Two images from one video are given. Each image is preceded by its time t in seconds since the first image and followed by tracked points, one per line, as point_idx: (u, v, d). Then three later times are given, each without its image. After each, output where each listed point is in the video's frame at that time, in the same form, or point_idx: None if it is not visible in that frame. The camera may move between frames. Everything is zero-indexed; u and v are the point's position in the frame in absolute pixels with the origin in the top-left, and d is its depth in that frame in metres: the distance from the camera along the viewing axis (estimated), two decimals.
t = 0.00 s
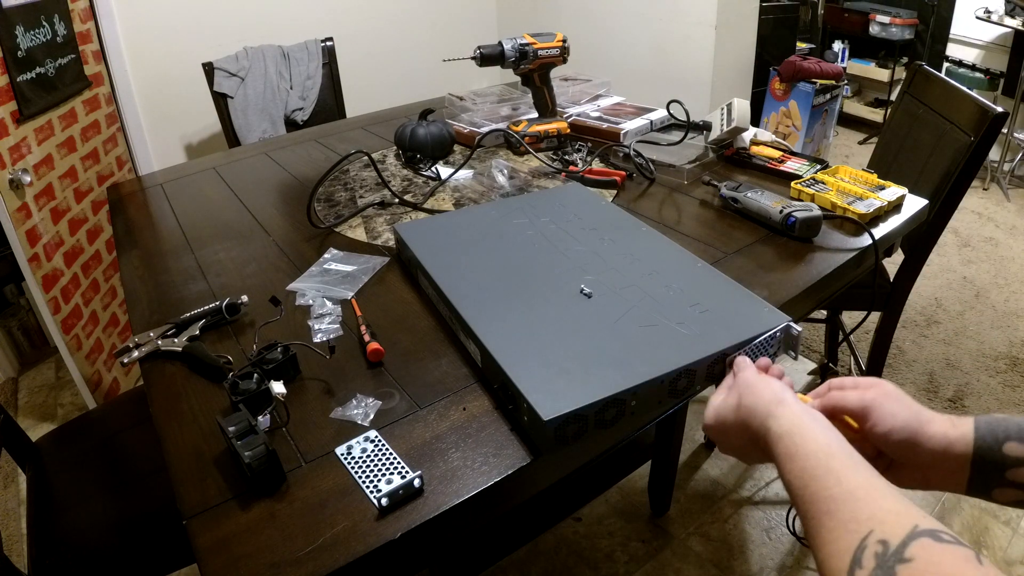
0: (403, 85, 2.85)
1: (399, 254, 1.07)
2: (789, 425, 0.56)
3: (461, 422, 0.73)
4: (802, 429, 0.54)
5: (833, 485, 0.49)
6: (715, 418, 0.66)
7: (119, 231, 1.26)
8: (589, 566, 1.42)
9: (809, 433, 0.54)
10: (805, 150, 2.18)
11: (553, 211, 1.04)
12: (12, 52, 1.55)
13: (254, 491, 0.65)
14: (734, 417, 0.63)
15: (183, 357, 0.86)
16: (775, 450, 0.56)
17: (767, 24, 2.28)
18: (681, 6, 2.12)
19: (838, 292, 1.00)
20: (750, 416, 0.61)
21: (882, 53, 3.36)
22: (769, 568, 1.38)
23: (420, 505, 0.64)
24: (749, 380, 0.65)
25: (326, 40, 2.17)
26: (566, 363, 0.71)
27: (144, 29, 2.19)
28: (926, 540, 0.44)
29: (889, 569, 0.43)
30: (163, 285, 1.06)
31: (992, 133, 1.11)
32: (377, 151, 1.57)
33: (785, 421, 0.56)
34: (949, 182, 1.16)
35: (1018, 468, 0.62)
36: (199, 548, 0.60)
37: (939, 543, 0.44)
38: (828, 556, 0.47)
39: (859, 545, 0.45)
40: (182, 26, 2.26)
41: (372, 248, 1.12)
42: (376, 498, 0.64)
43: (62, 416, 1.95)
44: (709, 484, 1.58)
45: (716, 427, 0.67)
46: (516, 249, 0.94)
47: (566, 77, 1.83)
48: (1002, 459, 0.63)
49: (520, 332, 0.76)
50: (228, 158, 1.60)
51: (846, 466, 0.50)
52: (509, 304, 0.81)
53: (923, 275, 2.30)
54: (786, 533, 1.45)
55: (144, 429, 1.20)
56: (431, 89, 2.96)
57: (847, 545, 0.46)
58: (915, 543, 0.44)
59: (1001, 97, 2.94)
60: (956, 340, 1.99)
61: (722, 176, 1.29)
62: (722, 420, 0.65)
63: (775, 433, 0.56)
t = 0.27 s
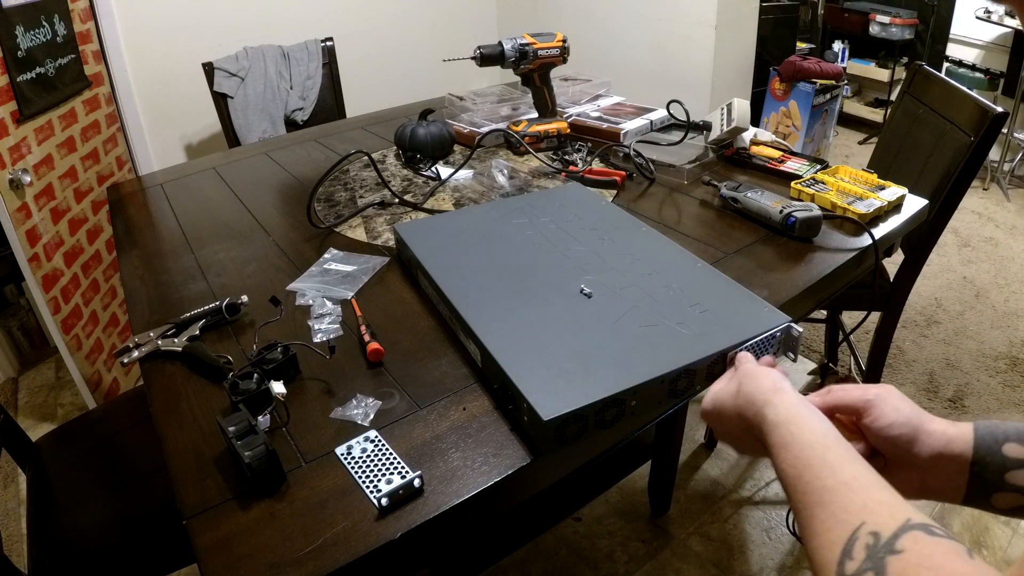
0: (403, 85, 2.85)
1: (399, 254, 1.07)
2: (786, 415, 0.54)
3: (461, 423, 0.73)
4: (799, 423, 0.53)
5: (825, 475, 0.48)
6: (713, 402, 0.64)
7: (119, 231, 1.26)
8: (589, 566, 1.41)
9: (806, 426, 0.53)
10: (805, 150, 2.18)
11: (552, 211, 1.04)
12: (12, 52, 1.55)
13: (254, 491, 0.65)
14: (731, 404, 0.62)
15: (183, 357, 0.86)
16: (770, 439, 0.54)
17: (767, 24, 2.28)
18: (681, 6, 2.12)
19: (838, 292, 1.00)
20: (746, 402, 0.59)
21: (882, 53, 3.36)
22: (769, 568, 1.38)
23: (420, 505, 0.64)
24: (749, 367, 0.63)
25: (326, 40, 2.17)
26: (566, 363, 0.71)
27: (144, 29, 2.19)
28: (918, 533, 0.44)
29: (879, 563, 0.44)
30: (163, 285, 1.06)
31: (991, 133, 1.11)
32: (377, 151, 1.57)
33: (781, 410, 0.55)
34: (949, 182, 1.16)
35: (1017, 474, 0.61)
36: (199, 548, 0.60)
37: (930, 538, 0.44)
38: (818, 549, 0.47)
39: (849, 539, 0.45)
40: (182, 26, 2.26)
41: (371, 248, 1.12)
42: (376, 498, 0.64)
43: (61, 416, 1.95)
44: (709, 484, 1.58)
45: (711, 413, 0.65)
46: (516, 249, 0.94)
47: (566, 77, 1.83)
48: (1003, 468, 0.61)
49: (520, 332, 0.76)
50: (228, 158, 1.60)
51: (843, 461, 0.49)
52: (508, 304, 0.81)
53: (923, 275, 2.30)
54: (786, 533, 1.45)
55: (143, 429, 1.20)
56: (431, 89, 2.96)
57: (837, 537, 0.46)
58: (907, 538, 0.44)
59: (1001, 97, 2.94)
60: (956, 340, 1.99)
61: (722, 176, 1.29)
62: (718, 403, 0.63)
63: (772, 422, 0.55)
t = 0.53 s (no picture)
0: (403, 85, 2.85)
1: (399, 254, 1.07)
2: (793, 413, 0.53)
3: (461, 423, 0.73)
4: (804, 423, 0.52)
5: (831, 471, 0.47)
6: (718, 391, 0.63)
7: (119, 231, 1.26)
8: (589, 566, 1.42)
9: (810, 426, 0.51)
10: (805, 150, 2.18)
11: (552, 211, 1.04)
12: (12, 52, 1.55)
13: (255, 491, 0.65)
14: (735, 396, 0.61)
15: (183, 357, 0.86)
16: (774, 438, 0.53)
17: (767, 24, 2.28)
18: (682, 6, 2.12)
19: (838, 292, 1.00)
20: (752, 399, 0.58)
21: (882, 53, 3.36)
22: (769, 567, 1.38)
23: (420, 505, 0.64)
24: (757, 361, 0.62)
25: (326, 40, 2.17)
26: (566, 363, 0.71)
27: (144, 29, 2.19)
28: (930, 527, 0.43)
29: (891, 557, 0.42)
30: (163, 285, 1.06)
31: (992, 133, 1.11)
32: (377, 151, 1.57)
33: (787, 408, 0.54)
34: (949, 182, 1.16)
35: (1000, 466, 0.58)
36: (199, 548, 0.60)
37: (941, 533, 0.42)
38: (826, 547, 0.45)
39: (859, 534, 0.43)
40: (182, 26, 2.26)
41: (371, 248, 1.12)
42: (376, 498, 0.64)
43: (62, 416, 1.95)
44: (709, 484, 1.58)
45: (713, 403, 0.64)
46: (516, 249, 0.94)
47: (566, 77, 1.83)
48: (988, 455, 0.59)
49: (520, 332, 0.76)
50: (229, 158, 1.60)
51: (850, 458, 0.48)
52: (509, 304, 0.81)
53: (923, 275, 2.30)
54: (786, 533, 1.45)
55: (143, 429, 1.20)
56: (432, 89, 2.96)
57: (844, 533, 0.44)
58: (917, 533, 0.43)
59: (1001, 97, 2.94)
60: (956, 340, 1.99)
61: (722, 176, 1.29)
62: (725, 393, 0.62)
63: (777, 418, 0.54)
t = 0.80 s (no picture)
0: (403, 85, 2.85)
1: (399, 254, 1.07)
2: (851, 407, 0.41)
3: (461, 422, 0.73)
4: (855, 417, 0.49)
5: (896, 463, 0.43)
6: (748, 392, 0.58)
7: (119, 231, 1.26)
8: (589, 566, 1.42)
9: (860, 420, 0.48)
10: (805, 150, 2.18)
11: (553, 211, 1.04)
12: (12, 52, 1.55)
13: (255, 491, 0.65)
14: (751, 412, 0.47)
15: (183, 357, 0.86)
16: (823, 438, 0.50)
17: (767, 24, 2.28)
18: (681, 6, 2.12)
19: (838, 291, 1.00)
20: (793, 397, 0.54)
21: (882, 53, 3.36)
22: (769, 567, 1.38)
23: (420, 505, 0.64)
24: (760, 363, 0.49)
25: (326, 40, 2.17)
26: (566, 363, 0.71)
27: (144, 29, 2.19)
28: None
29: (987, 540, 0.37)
30: (163, 285, 1.06)
31: (991, 133, 1.11)
32: (377, 151, 1.57)
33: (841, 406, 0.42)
34: (948, 182, 1.16)
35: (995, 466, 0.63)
36: (199, 548, 0.60)
37: None
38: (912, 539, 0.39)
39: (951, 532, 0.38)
40: (182, 26, 2.26)
41: (371, 248, 1.12)
42: (376, 498, 0.64)
43: (61, 416, 1.95)
44: (709, 484, 1.58)
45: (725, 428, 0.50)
46: (516, 248, 0.94)
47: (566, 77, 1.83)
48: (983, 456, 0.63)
49: (520, 332, 0.76)
50: (229, 158, 1.60)
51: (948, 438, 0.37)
52: (508, 304, 0.81)
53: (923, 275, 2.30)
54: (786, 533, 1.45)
55: (143, 429, 1.20)
56: (432, 89, 2.96)
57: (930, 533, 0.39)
58: None
59: (1001, 97, 2.94)
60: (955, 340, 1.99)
61: (722, 176, 1.29)
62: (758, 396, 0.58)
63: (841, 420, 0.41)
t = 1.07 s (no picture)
0: (404, 85, 2.85)
1: (399, 254, 1.07)
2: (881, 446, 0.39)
3: (461, 423, 0.73)
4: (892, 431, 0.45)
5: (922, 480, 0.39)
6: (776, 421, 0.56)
7: (119, 231, 1.26)
8: (589, 566, 1.42)
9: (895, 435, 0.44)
10: (805, 150, 2.18)
11: (552, 211, 1.04)
12: (12, 52, 1.55)
13: (255, 491, 0.65)
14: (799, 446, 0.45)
15: (183, 357, 0.86)
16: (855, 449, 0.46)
17: (767, 25, 2.28)
18: (681, 6, 2.12)
19: (838, 291, 1.00)
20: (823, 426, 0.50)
21: (882, 53, 3.36)
22: (769, 568, 1.38)
23: (420, 505, 0.64)
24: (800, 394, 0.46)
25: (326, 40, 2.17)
26: (566, 363, 0.71)
27: (145, 29, 2.19)
28: None
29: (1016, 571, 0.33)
30: (163, 285, 1.05)
31: (991, 133, 1.11)
32: (377, 151, 1.57)
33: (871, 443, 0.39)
34: (948, 182, 1.16)
35: None
36: (199, 548, 0.60)
37: None
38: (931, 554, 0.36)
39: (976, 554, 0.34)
40: (182, 26, 2.26)
41: (371, 248, 1.12)
42: (376, 498, 0.64)
43: (61, 416, 1.95)
44: (709, 484, 1.58)
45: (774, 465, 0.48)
46: (516, 249, 0.94)
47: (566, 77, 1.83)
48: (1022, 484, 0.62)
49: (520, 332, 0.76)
50: (228, 158, 1.60)
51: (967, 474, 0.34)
52: (508, 304, 0.81)
53: (923, 275, 2.30)
54: (786, 533, 1.45)
55: (144, 429, 1.20)
56: (432, 89, 2.96)
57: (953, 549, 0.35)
58: None
59: (1001, 97, 2.94)
60: (955, 340, 1.99)
61: (722, 176, 1.29)
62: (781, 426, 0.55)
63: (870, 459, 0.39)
